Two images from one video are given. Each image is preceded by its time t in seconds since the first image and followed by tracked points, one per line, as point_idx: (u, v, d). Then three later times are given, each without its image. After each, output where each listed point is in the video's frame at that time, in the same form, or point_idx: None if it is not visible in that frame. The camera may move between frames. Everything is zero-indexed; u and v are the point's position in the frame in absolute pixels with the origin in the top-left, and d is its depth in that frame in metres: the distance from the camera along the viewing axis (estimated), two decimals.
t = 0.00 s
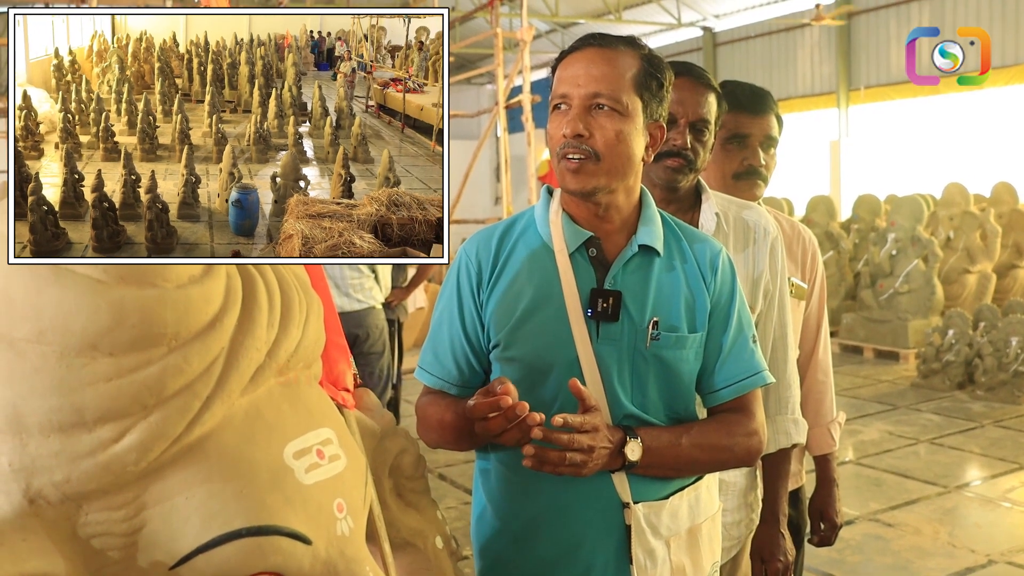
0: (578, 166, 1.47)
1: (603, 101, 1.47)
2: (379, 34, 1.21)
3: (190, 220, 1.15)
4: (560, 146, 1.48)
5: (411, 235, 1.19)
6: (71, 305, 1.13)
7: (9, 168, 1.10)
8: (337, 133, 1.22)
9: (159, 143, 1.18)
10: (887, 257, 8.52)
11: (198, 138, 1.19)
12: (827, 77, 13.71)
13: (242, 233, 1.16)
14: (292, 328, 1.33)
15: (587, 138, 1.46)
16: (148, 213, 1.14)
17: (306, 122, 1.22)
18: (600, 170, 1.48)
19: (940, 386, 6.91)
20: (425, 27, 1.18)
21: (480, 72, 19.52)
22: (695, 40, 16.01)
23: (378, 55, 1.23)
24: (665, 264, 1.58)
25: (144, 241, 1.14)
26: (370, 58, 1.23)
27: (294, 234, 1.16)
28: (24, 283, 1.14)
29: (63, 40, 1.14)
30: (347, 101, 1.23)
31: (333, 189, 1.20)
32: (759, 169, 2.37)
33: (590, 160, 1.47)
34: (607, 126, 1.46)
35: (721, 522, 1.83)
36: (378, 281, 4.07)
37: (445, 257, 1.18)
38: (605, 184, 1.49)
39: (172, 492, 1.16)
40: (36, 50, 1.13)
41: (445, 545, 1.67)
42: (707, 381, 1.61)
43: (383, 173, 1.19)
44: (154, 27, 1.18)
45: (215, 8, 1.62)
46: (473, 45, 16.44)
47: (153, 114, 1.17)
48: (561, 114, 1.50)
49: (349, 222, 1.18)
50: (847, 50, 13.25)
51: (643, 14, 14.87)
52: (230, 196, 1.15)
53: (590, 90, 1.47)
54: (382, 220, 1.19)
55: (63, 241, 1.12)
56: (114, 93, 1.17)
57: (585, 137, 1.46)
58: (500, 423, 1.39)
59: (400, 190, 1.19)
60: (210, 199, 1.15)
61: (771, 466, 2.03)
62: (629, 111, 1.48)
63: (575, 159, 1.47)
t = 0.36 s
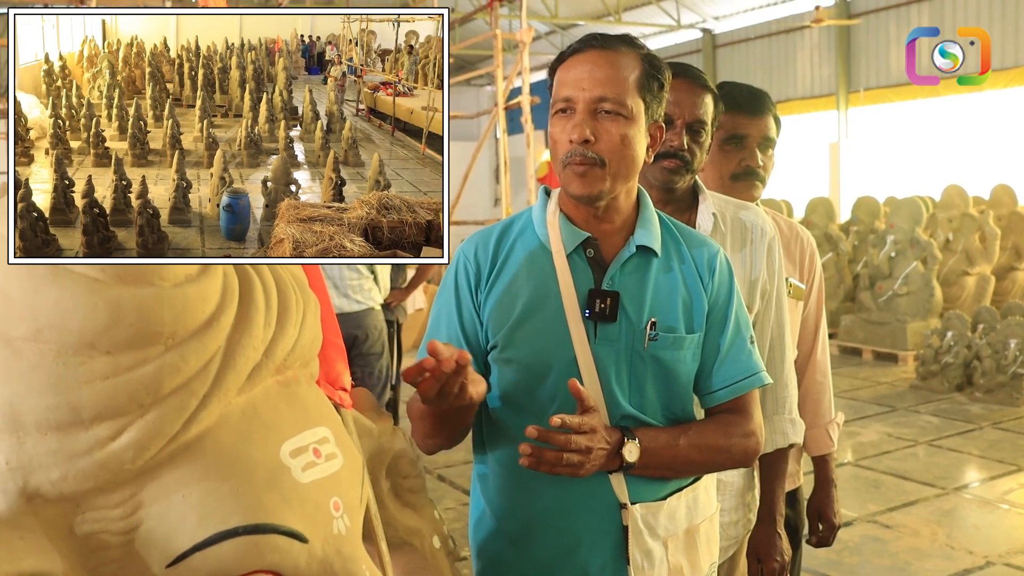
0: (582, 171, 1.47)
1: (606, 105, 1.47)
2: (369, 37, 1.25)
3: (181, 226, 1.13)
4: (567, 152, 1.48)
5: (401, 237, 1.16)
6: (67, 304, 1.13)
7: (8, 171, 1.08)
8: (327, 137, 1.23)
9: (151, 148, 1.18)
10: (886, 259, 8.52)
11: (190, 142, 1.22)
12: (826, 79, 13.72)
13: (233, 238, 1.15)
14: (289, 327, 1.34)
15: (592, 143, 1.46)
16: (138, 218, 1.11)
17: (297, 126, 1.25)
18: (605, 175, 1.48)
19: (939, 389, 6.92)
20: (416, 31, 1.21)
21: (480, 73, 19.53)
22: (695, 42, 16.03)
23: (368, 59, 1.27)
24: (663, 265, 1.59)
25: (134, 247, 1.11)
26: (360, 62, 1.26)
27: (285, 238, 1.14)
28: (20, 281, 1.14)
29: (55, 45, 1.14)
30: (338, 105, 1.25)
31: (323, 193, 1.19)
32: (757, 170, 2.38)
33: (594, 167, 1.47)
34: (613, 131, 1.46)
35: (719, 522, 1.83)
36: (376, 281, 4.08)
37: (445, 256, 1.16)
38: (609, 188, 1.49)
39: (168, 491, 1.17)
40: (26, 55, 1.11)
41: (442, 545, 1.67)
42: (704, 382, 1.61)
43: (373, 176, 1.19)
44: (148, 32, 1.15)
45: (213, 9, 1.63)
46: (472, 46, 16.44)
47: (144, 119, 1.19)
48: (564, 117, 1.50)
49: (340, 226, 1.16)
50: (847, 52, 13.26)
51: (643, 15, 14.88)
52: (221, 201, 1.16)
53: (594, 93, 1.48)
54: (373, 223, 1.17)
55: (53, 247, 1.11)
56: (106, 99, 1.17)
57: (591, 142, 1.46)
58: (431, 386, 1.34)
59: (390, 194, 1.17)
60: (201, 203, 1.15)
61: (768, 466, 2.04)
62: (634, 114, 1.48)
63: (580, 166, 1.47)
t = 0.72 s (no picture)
0: (583, 171, 1.48)
1: (606, 103, 1.48)
2: (351, 42, 1.25)
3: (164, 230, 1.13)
4: (565, 149, 1.48)
5: (383, 239, 1.16)
6: (66, 303, 1.13)
7: (9, 169, 1.10)
8: (310, 140, 1.20)
9: (133, 153, 1.18)
10: (886, 259, 8.52)
11: (172, 146, 1.19)
12: (827, 79, 13.73)
13: (216, 242, 1.14)
14: (286, 326, 1.34)
15: (594, 140, 1.46)
16: (121, 222, 1.11)
17: (280, 130, 1.21)
18: (606, 174, 1.48)
19: (939, 389, 6.92)
20: (396, 35, 1.22)
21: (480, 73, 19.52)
22: (696, 42, 16.02)
23: (349, 63, 1.26)
24: (662, 265, 1.59)
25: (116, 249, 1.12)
26: (342, 65, 1.27)
27: (268, 241, 1.14)
28: (19, 279, 1.14)
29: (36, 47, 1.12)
30: (321, 108, 1.25)
31: (306, 196, 1.19)
32: (757, 169, 2.38)
33: (594, 164, 1.48)
34: (614, 129, 1.47)
35: (717, 521, 1.83)
36: (377, 281, 4.08)
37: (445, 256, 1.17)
38: (610, 187, 1.50)
39: (166, 488, 1.17)
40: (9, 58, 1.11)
41: (440, 544, 1.67)
42: (703, 382, 1.62)
43: (356, 179, 1.19)
44: (130, 37, 1.15)
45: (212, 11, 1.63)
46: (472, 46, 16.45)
47: (127, 123, 1.18)
48: (564, 116, 1.50)
49: (322, 229, 1.17)
50: (848, 53, 13.26)
51: (643, 15, 14.89)
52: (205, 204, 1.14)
53: (594, 92, 1.48)
54: (355, 226, 1.18)
55: (34, 253, 1.11)
56: (88, 102, 1.18)
57: (592, 139, 1.47)
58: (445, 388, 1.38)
59: (372, 196, 1.18)
60: (183, 207, 1.14)
61: (766, 466, 2.04)
62: (634, 113, 1.49)
63: (580, 163, 1.48)
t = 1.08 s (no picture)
0: (576, 163, 1.48)
1: (601, 98, 1.47)
2: (328, 45, 1.21)
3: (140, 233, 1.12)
4: (561, 144, 1.48)
5: (358, 241, 1.15)
6: (63, 295, 1.13)
7: (10, 166, 1.09)
8: (287, 142, 1.20)
9: (110, 156, 1.14)
10: (888, 258, 8.51)
11: (149, 149, 1.14)
12: (829, 78, 13.71)
13: (193, 244, 1.13)
14: (284, 319, 1.34)
15: (587, 136, 1.46)
16: (97, 226, 1.10)
17: (257, 132, 1.20)
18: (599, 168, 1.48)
19: (940, 388, 6.91)
20: (372, 38, 1.17)
21: (482, 70, 19.49)
22: (698, 40, 16.01)
23: (326, 66, 1.22)
24: (659, 260, 1.59)
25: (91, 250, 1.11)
26: (319, 69, 1.22)
27: (244, 243, 1.13)
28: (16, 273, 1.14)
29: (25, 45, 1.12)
30: (297, 110, 1.22)
31: (282, 198, 1.17)
32: (758, 166, 2.37)
33: (588, 160, 1.47)
34: (607, 124, 1.47)
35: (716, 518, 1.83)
36: (378, 278, 4.08)
37: (444, 256, 1.15)
38: (604, 182, 1.50)
39: (163, 481, 1.17)
40: None
41: (440, 539, 1.67)
42: (701, 378, 1.61)
43: (332, 181, 1.17)
44: (107, 37, 1.13)
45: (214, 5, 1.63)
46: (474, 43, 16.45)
47: (104, 126, 1.14)
48: (559, 112, 1.50)
49: (298, 231, 1.15)
50: (850, 51, 13.25)
51: (646, 13, 14.88)
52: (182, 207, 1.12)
53: (588, 88, 1.48)
54: (331, 227, 1.15)
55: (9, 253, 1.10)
56: (64, 104, 1.14)
57: (585, 135, 1.46)
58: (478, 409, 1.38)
59: (348, 198, 1.16)
60: (160, 210, 1.11)
61: (767, 464, 2.04)
62: (628, 108, 1.48)
63: (575, 160, 1.48)
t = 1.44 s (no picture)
0: (585, 159, 1.47)
1: (608, 91, 1.46)
2: (310, 46, 1.18)
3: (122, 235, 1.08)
4: (567, 137, 1.47)
5: (339, 241, 1.11)
6: (63, 288, 1.13)
7: (12, 163, 1.07)
8: (268, 143, 1.16)
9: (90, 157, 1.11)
10: (892, 254, 8.49)
11: (131, 150, 1.12)
12: (834, 74, 13.69)
13: (175, 245, 1.09)
14: (285, 314, 1.33)
15: (595, 128, 1.45)
16: (77, 228, 1.08)
17: (239, 133, 1.14)
18: (606, 162, 1.47)
19: (945, 385, 6.85)
20: (354, 40, 1.16)
21: (486, 66, 19.48)
22: (703, 36, 15.99)
23: (308, 67, 1.20)
24: (663, 255, 1.58)
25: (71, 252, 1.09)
26: (301, 70, 1.20)
27: (226, 244, 1.10)
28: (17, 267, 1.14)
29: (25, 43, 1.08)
30: (279, 112, 1.20)
31: (265, 199, 1.13)
32: (762, 162, 2.37)
33: (596, 153, 1.47)
34: (615, 117, 1.46)
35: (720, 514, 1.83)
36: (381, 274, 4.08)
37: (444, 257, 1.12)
38: (611, 176, 1.49)
39: (163, 476, 1.16)
40: None
41: (441, 535, 1.67)
42: (704, 373, 1.60)
43: (314, 182, 1.13)
44: (88, 38, 1.10)
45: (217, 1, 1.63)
46: (478, 40, 16.44)
47: (84, 127, 1.11)
48: (566, 104, 1.49)
49: (280, 231, 1.11)
50: (855, 48, 13.23)
51: (650, 9, 14.87)
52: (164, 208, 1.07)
53: (596, 80, 1.47)
54: (312, 228, 1.11)
55: None
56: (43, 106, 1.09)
57: (593, 127, 1.45)
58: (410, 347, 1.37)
59: (330, 199, 1.12)
60: (142, 211, 1.08)
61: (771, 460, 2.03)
62: (635, 102, 1.47)
63: (582, 151, 1.47)
